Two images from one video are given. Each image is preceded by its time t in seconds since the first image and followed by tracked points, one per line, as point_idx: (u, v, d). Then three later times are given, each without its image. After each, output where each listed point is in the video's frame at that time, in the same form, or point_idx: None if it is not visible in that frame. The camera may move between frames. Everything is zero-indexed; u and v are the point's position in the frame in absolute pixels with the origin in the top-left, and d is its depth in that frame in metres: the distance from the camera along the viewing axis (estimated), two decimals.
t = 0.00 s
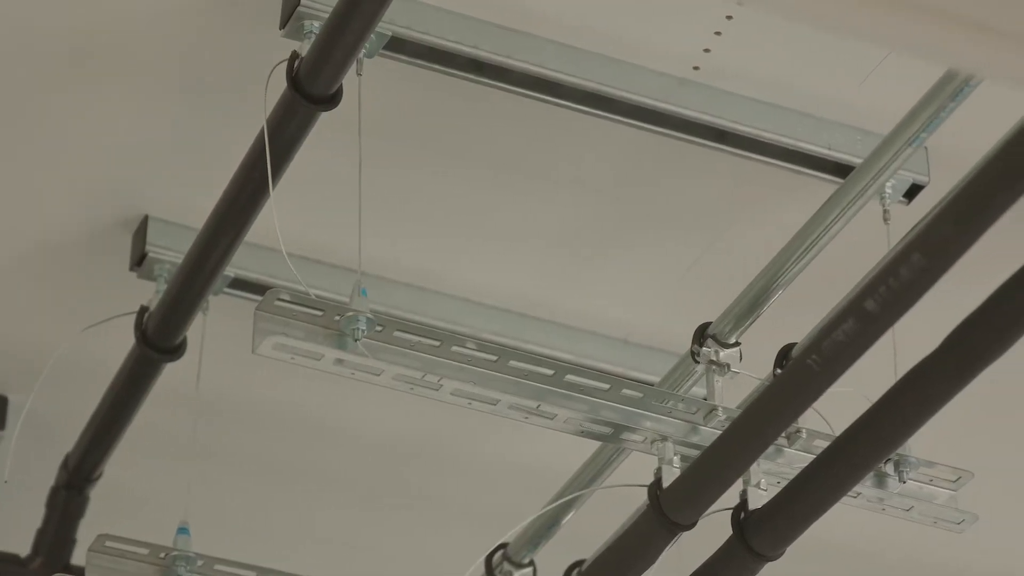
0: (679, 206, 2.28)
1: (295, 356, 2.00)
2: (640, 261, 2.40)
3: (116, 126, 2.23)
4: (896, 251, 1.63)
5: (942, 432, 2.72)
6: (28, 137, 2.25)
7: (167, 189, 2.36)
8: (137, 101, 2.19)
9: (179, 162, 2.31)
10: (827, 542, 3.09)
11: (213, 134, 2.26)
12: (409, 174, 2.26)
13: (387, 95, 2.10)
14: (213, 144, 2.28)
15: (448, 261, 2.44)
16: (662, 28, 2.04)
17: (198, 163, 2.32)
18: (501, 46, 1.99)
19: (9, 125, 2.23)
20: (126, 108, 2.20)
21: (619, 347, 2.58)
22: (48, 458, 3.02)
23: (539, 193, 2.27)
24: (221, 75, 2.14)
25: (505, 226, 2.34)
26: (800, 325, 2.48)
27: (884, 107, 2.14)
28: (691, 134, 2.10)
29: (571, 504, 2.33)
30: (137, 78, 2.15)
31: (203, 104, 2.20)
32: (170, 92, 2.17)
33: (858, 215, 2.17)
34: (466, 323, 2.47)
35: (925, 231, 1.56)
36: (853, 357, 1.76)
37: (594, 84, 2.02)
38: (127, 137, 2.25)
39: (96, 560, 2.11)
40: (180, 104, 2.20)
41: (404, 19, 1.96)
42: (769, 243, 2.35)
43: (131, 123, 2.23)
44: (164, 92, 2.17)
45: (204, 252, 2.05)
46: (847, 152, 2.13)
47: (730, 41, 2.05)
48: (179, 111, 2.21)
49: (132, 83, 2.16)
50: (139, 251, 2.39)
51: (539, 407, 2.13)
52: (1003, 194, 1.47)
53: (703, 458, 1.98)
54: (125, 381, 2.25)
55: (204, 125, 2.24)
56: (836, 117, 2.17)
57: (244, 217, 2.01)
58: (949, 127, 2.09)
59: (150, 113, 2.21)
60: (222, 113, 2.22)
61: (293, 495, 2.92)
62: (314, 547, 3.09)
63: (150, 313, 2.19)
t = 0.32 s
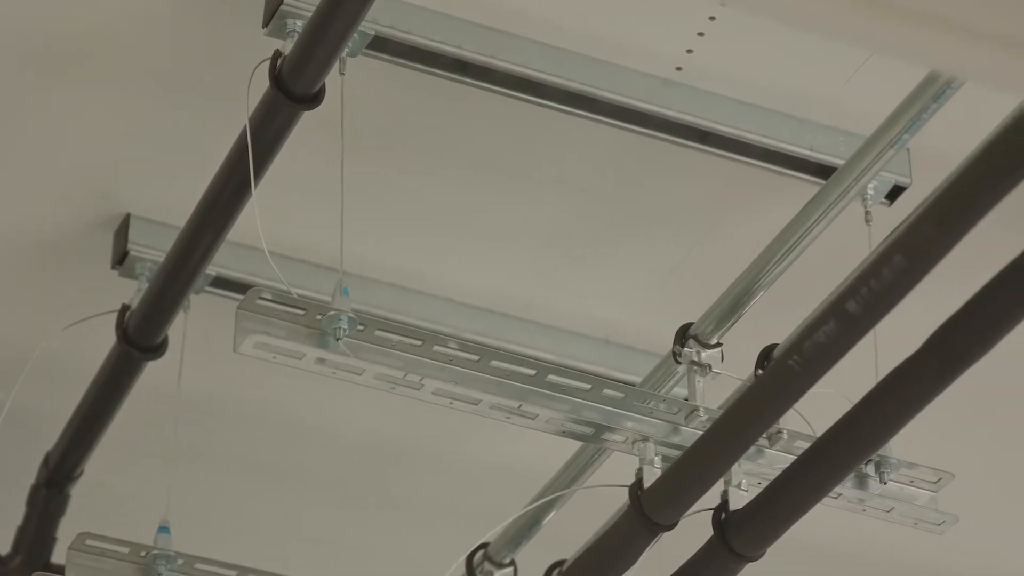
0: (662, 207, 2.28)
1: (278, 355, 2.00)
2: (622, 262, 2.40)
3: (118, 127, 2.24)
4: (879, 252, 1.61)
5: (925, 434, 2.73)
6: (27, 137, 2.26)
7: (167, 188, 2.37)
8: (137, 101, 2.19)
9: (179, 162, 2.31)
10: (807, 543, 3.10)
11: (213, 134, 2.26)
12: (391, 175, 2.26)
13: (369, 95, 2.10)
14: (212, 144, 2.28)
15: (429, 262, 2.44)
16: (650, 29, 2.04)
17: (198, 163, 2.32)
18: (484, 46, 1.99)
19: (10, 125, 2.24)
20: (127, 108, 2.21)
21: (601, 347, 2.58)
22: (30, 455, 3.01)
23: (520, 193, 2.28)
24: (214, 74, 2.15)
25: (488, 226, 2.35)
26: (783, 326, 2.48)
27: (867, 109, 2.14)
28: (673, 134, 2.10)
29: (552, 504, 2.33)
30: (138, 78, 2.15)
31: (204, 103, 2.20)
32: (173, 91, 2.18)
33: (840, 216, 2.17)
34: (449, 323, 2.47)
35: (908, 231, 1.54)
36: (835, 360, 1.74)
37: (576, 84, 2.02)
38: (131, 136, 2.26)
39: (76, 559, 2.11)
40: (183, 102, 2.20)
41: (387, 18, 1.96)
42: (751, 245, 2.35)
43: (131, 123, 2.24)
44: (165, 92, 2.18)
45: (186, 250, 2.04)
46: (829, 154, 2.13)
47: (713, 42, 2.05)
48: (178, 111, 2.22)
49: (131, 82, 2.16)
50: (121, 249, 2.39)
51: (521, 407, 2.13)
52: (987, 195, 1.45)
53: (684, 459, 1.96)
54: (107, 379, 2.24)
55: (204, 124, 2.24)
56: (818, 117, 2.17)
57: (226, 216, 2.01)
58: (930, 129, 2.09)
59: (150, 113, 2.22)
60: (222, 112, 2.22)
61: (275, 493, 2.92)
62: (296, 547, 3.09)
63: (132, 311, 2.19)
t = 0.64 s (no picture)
0: (643, 208, 2.29)
1: (258, 354, 2.00)
2: (604, 262, 2.41)
3: (119, 127, 2.24)
4: (858, 254, 1.60)
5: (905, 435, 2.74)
6: (28, 137, 2.26)
7: (171, 189, 2.38)
8: (136, 102, 2.20)
9: (179, 162, 2.32)
10: (788, 542, 3.11)
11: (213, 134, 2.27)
12: (373, 175, 2.26)
13: (350, 95, 2.10)
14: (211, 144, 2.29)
15: (412, 262, 2.44)
16: (636, 30, 2.03)
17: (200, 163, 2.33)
18: (466, 46, 1.99)
19: (10, 125, 2.24)
20: (128, 109, 2.21)
21: (582, 348, 2.59)
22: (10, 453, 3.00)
23: (501, 194, 2.28)
24: (205, 74, 2.15)
25: (470, 227, 2.35)
26: (764, 327, 2.49)
27: (848, 111, 2.15)
28: (654, 134, 2.10)
29: (531, 504, 2.33)
30: (138, 78, 2.15)
31: (202, 104, 2.20)
32: (176, 90, 2.18)
33: (822, 217, 2.17)
34: (431, 322, 2.47)
35: (887, 233, 1.52)
36: (815, 361, 1.73)
37: (558, 84, 2.02)
38: (134, 137, 2.26)
39: (54, 557, 2.10)
40: (184, 102, 2.20)
41: (369, 18, 1.96)
42: (731, 246, 2.35)
43: (133, 123, 2.24)
44: (165, 92, 2.18)
45: (165, 249, 2.04)
46: (810, 155, 2.13)
47: (696, 43, 2.04)
48: (178, 111, 2.22)
49: (130, 83, 2.16)
50: (101, 247, 2.38)
51: (501, 407, 2.13)
52: (964, 198, 1.44)
53: (665, 459, 1.95)
54: (86, 377, 2.24)
55: (204, 125, 2.25)
56: (797, 119, 2.17)
57: (206, 216, 2.00)
58: (911, 131, 2.10)
59: (150, 113, 2.22)
60: (221, 113, 2.22)
61: (257, 492, 2.92)
62: (277, 548, 3.09)
63: (111, 309, 2.19)
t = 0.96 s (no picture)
0: (624, 208, 2.29)
1: (239, 354, 1.99)
2: (585, 262, 2.41)
3: (118, 127, 2.24)
4: (840, 256, 1.60)
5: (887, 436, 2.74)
6: (26, 137, 2.26)
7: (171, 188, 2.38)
8: (133, 102, 2.20)
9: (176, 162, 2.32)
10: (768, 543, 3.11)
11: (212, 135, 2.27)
12: (355, 175, 2.26)
13: (331, 94, 2.10)
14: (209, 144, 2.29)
15: (393, 262, 2.44)
16: (619, 31, 2.03)
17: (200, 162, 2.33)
18: (449, 46, 1.99)
19: (9, 127, 2.24)
20: (126, 108, 2.21)
21: (564, 348, 2.59)
22: None
23: (482, 194, 2.28)
24: (189, 72, 2.15)
25: (452, 227, 2.35)
26: (747, 328, 2.49)
27: (830, 113, 2.15)
28: (636, 135, 2.11)
29: (512, 504, 2.33)
30: (127, 77, 2.15)
31: (193, 103, 2.20)
32: (170, 89, 2.18)
33: (804, 218, 2.17)
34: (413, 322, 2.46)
35: (868, 234, 1.52)
36: (796, 362, 1.72)
37: (540, 84, 2.02)
38: (131, 137, 2.26)
39: (34, 555, 2.10)
40: (183, 102, 2.20)
41: (351, 17, 1.96)
42: (712, 247, 2.35)
43: (125, 122, 2.23)
44: (156, 91, 2.18)
45: (146, 248, 2.03)
46: (791, 156, 2.14)
47: (679, 43, 2.04)
48: (178, 111, 2.22)
49: (119, 81, 2.16)
50: (82, 245, 2.38)
51: (482, 407, 2.13)
52: (944, 199, 1.44)
53: (647, 459, 1.95)
54: (67, 375, 2.24)
55: (198, 125, 2.25)
56: (778, 120, 2.17)
57: (187, 216, 2.00)
58: (893, 133, 2.10)
59: (150, 113, 2.22)
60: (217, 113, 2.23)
61: (238, 491, 2.92)
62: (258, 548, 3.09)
63: (92, 308, 2.18)
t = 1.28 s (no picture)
0: (606, 207, 2.29)
1: (221, 353, 1.98)
2: (568, 262, 2.41)
3: (103, 125, 2.24)
4: (823, 257, 1.58)
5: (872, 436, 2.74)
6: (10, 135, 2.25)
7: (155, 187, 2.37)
8: (117, 100, 2.19)
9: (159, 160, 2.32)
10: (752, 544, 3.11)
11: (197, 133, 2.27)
12: (338, 174, 2.26)
13: (313, 93, 2.10)
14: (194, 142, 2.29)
15: (375, 261, 2.44)
16: (602, 31, 2.04)
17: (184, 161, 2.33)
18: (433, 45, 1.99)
19: None
20: (110, 106, 2.20)
21: (548, 348, 2.59)
22: None
23: (464, 193, 2.28)
24: (172, 70, 2.14)
25: (434, 226, 2.35)
26: (731, 328, 2.49)
27: (813, 114, 2.15)
28: (619, 135, 2.10)
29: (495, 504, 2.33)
30: (111, 75, 2.15)
31: (176, 102, 2.20)
32: (153, 87, 2.17)
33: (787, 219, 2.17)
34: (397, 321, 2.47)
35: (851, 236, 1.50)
36: (778, 363, 1.71)
37: (523, 84, 2.02)
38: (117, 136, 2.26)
39: (19, 552, 2.11)
40: (167, 100, 2.20)
41: (334, 16, 1.96)
42: (695, 248, 2.36)
43: (109, 120, 2.23)
44: (139, 89, 2.18)
45: (129, 246, 2.03)
46: (775, 157, 2.14)
47: (662, 45, 2.04)
48: (164, 109, 2.22)
49: (103, 80, 2.16)
50: (65, 244, 2.37)
51: (465, 407, 2.12)
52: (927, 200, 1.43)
53: (630, 460, 1.94)
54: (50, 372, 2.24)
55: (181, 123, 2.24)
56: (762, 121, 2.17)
57: (170, 214, 2.00)
58: (876, 134, 2.10)
59: (134, 111, 2.22)
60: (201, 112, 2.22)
61: (222, 490, 2.91)
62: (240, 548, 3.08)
63: (75, 306, 2.18)
